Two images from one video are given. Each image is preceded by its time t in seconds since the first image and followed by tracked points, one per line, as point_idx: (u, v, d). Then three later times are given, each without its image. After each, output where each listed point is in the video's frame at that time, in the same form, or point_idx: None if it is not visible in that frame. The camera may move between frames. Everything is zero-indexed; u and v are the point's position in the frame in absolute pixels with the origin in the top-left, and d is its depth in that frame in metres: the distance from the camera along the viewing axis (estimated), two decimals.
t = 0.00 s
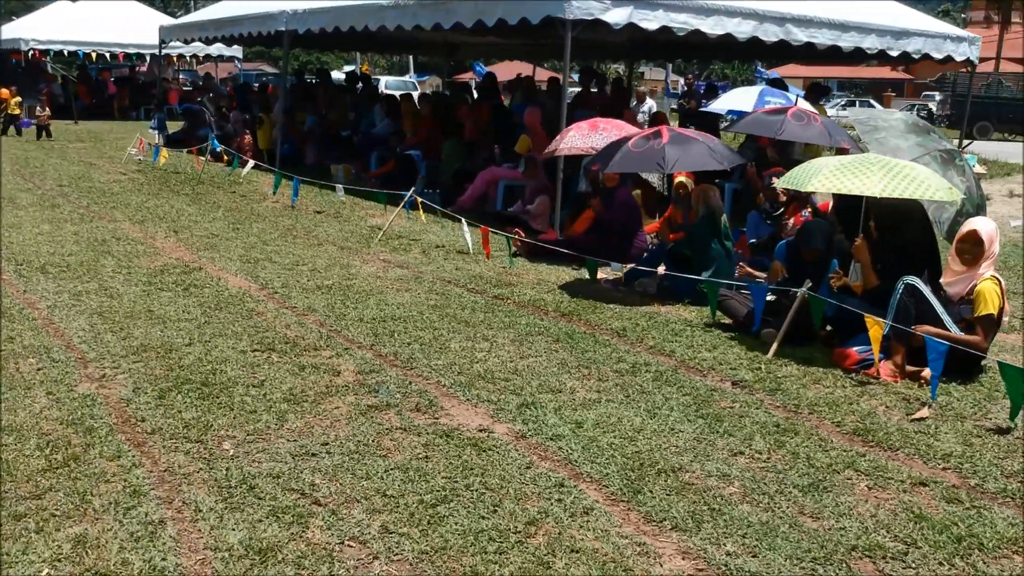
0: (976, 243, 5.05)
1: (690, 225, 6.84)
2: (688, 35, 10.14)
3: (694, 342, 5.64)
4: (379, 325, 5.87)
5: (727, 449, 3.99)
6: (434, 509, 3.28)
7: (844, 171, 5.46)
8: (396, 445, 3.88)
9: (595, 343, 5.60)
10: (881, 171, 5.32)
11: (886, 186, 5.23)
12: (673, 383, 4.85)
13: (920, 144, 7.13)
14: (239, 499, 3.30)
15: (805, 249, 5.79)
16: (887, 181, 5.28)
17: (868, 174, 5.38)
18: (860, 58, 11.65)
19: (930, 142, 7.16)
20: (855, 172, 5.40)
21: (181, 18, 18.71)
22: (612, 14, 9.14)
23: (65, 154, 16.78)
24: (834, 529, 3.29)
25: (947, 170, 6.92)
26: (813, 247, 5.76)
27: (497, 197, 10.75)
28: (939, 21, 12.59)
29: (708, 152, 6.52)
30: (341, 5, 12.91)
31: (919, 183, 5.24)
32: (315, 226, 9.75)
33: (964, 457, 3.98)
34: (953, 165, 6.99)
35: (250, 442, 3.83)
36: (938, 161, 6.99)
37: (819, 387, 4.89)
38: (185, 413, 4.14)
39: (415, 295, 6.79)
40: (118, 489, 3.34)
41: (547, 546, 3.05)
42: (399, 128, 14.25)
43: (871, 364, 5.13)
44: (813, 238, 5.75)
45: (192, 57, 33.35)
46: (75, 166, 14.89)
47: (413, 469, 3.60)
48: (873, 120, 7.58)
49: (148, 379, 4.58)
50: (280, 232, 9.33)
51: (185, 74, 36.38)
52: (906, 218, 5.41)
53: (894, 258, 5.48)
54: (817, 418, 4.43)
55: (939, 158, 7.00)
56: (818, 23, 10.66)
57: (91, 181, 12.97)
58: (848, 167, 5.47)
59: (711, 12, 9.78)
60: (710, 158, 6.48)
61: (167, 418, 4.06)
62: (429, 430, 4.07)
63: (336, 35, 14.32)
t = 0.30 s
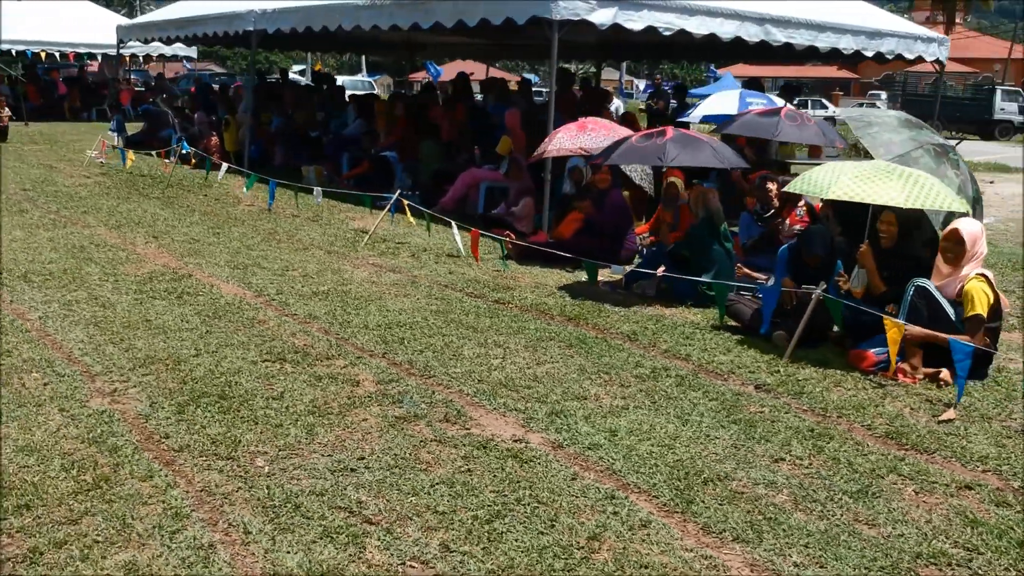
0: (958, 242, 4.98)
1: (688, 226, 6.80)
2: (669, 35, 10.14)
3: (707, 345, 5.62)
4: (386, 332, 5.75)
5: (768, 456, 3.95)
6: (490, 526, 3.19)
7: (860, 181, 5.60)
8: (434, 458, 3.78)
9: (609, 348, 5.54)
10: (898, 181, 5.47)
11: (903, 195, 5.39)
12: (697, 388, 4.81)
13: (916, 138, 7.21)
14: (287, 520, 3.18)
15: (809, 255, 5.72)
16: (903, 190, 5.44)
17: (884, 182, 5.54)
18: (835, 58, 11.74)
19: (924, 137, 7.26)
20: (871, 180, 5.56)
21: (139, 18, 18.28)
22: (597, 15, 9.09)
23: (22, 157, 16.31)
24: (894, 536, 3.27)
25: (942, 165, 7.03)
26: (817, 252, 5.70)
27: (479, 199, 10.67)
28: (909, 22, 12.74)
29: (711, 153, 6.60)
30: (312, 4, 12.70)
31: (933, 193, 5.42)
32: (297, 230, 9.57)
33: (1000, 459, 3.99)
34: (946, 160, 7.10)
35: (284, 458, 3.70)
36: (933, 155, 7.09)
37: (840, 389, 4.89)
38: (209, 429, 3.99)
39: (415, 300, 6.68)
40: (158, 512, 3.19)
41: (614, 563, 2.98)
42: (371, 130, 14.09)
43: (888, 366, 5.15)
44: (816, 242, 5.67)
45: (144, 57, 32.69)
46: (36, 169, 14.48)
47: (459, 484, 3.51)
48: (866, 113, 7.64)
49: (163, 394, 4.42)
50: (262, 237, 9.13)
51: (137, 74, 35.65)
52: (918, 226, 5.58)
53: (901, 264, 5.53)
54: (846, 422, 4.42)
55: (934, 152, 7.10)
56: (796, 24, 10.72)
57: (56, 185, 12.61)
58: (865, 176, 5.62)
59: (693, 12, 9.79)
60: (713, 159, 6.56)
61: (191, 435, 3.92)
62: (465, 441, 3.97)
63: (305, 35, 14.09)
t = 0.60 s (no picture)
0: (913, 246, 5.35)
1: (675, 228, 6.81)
2: (637, 37, 10.14)
3: (703, 348, 5.61)
4: (379, 341, 5.63)
5: (789, 461, 3.94)
6: (534, 543, 3.11)
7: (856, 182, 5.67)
8: (460, 472, 3.69)
9: (606, 353, 5.50)
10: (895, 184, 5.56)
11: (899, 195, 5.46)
12: (704, 392, 4.79)
13: (882, 132, 7.59)
14: (324, 543, 3.07)
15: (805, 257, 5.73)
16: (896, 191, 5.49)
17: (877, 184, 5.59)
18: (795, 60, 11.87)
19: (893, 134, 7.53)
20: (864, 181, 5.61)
21: (80, 17, 17.75)
22: (568, 16, 9.02)
23: None
24: (932, 541, 3.27)
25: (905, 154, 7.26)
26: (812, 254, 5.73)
27: (446, 202, 10.58)
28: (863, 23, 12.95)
29: (699, 157, 6.58)
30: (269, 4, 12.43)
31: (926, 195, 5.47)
32: (264, 235, 9.36)
33: (1014, 459, 4.04)
34: (913, 153, 7.33)
35: (306, 477, 3.58)
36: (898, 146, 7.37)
37: (844, 390, 4.91)
38: (220, 447, 3.85)
39: (401, 307, 6.57)
40: (187, 538, 3.05)
41: None
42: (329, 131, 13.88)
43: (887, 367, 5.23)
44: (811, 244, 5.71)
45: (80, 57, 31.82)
46: None
47: (491, 499, 3.43)
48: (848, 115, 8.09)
49: (164, 411, 4.25)
50: (230, 242, 8.91)
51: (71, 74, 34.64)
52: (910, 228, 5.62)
53: (892, 269, 5.50)
54: (857, 424, 4.44)
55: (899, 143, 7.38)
56: (759, 26, 10.80)
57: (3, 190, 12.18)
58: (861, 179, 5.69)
59: (661, 14, 9.79)
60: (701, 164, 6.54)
61: (203, 454, 3.76)
62: (485, 453, 3.89)
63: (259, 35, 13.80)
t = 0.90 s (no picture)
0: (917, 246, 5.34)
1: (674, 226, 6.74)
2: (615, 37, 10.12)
3: (711, 350, 5.58)
4: (385, 348, 5.53)
5: (824, 464, 3.93)
6: (592, 556, 3.04)
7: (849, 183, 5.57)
8: (500, 482, 3.61)
9: (616, 356, 5.44)
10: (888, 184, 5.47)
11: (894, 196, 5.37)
12: (723, 395, 4.77)
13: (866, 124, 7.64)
14: (378, 563, 2.98)
15: (809, 240, 5.64)
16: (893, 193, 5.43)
17: (875, 185, 5.52)
18: (766, 60, 11.96)
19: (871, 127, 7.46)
20: (862, 182, 5.54)
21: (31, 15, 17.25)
22: (551, 16, 8.96)
23: None
24: (983, 544, 3.28)
25: (874, 142, 7.22)
26: (818, 233, 5.65)
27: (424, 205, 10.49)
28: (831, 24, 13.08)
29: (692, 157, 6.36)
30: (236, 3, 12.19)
31: (926, 195, 5.40)
32: (242, 238, 9.16)
33: None
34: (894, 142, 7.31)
35: (344, 491, 3.48)
36: (875, 135, 7.36)
37: (860, 391, 4.92)
38: (248, 462, 3.72)
39: (398, 312, 6.46)
40: (236, 561, 2.94)
41: None
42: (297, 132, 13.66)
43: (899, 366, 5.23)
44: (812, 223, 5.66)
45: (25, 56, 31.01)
46: None
47: (538, 511, 3.35)
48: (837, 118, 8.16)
49: (180, 425, 4.10)
50: (209, 247, 8.71)
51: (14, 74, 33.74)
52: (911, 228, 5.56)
53: (894, 271, 5.42)
54: (880, 425, 4.44)
55: (874, 134, 7.34)
56: (733, 26, 10.86)
57: None
58: (854, 180, 5.59)
59: (640, 14, 9.78)
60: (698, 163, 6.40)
61: (232, 470, 3.64)
62: (519, 463, 3.82)
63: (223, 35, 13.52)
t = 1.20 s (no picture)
0: (953, 246, 5.27)
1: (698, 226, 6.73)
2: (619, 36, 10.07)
3: (746, 352, 5.54)
4: (417, 352, 5.44)
5: (885, 468, 3.89)
6: (678, 568, 2.97)
7: (880, 182, 5.44)
8: (566, 490, 3.53)
9: (651, 359, 5.38)
10: (920, 183, 5.33)
11: (925, 195, 5.23)
12: (768, 398, 4.72)
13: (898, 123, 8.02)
14: None
15: (831, 231, 5.67)
16: (926, 193, 5.30)
17: (907, 185, 5.38)
18: (765, 59, 11.96)
19: (901, 123, 7.79)
20: (893, 181, 5.40)
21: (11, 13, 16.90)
22: (559, 16, 8.90)
23: None
24: None
25: (901, 134, 7.61)
26: (842, 226, 5.64)
27: (426, 207, 10.37)
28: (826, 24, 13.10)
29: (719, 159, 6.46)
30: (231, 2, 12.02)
31: (959, 194, 5.26)
32: (247, 241, 9.02)
33: None
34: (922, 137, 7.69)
35: (409, 501, 3.39)
36: (905, 129, 7.75)
37: (902, 392, 4.89)
38: (307, 472, 3.62)
39: (421, 315, 6.36)
40: None
41: None
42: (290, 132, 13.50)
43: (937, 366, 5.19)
44: (835, 215, 5.67)
45: None
46: None
47: (612, 520, 3.27)
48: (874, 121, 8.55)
49: (226, 435, 3.99)
50: (215, 249, 8.56)
51: None
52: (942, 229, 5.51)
53: (927, 271, 5.42)
54: (931, 427, 4.41)
55: (903, 129, 7.73)
56: (735, 25, 10.83)
57: None
58: (885, 179, 5.46)
59: (646, 13, 9.74)
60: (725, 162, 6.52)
61: (290, 480, 3.54)
62: (579, 470, 3.74)
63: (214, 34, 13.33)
